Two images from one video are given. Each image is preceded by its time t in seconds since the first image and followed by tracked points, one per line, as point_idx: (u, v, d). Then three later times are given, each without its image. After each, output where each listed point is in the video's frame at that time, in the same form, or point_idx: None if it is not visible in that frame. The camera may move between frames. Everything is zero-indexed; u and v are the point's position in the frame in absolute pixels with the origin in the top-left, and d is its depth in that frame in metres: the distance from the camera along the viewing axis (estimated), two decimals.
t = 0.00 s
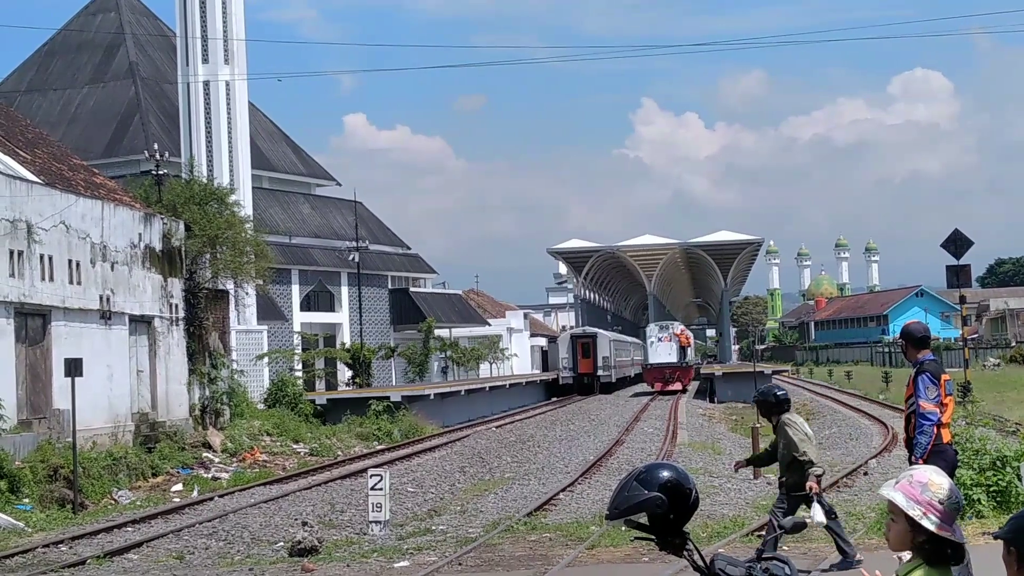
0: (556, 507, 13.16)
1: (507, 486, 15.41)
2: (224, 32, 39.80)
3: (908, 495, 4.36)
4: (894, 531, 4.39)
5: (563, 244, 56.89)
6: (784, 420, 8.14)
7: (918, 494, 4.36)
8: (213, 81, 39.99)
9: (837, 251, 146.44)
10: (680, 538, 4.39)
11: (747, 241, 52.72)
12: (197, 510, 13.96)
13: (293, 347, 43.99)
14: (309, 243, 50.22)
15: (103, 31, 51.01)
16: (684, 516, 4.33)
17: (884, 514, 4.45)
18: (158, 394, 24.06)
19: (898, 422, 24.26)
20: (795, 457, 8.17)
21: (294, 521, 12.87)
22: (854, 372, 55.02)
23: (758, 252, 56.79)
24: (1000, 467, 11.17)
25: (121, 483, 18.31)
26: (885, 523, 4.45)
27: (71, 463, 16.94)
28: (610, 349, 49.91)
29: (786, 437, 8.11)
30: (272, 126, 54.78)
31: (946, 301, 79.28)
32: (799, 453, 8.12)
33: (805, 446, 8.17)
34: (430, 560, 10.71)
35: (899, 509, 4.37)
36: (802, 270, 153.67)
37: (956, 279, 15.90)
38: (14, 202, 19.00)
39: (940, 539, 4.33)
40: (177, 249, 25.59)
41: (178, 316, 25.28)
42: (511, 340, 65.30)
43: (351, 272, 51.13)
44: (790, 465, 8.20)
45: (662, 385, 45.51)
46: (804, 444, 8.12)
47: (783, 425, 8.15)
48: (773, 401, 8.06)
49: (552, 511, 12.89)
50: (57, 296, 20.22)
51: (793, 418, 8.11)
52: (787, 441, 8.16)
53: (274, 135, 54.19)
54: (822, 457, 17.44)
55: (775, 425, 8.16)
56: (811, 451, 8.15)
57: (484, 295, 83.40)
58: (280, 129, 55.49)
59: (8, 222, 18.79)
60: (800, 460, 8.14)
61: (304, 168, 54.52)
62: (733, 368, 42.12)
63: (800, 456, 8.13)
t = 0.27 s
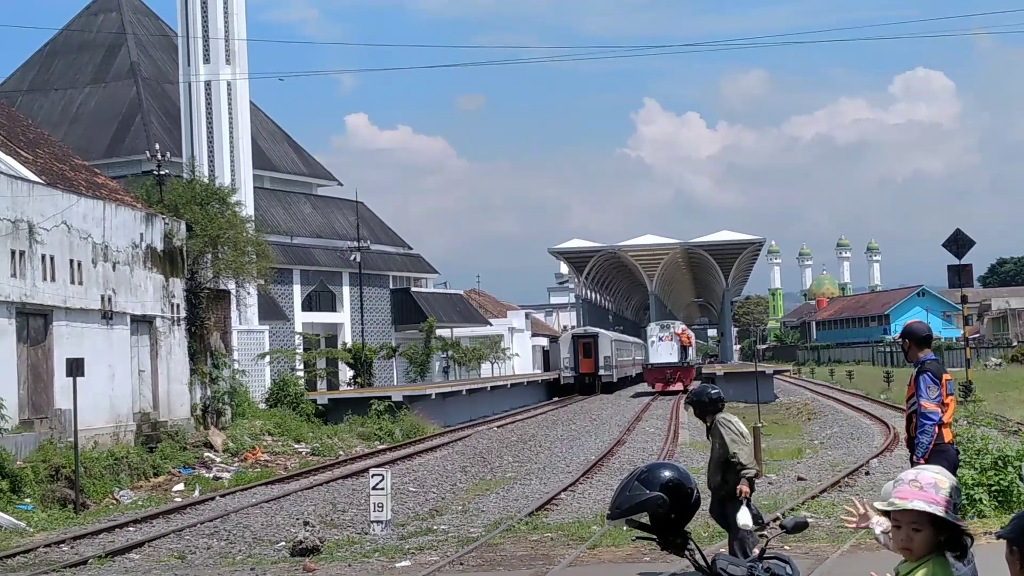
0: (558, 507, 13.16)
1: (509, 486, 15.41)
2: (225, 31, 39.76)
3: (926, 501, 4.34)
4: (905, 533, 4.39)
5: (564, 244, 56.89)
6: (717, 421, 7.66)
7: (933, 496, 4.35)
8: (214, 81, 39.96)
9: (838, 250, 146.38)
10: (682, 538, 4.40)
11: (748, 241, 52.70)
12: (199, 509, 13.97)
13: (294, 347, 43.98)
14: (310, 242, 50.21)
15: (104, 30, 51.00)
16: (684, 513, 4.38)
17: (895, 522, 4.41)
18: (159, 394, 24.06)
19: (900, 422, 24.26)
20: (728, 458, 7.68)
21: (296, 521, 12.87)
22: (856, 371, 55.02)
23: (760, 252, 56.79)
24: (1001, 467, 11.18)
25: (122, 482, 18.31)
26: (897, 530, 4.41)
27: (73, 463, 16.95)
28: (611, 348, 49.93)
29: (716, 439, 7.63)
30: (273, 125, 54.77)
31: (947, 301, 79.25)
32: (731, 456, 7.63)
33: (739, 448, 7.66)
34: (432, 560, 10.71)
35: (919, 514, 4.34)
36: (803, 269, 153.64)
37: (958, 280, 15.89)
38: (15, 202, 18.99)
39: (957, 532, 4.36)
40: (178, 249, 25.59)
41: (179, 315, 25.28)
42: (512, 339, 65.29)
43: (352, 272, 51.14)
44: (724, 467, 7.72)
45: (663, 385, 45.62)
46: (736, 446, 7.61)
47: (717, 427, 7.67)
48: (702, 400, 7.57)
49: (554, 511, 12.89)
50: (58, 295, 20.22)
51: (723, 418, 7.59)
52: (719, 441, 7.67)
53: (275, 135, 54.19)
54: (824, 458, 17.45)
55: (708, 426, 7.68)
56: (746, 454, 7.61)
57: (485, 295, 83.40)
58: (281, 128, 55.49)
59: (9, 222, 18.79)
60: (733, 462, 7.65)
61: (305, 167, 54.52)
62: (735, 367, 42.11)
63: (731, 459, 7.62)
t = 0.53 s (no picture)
0: (558, 504, 13.16)
1: (509, 483, 15.41)
2: (225, 29, 39.74)
3: (926, 497, 4.34)
4: (905, 531, 4.38)
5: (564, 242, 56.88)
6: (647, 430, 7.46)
7: (932, 493, 4.36)
8: (214, 78, 39.94)
9: (838, 249, 146.41)
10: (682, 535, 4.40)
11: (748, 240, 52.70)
12: (199, 506, 13.96)
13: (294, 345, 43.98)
14: (310, 240, 50.20)
15: (104, 28, 50.95)
16: (684, 512, 4.40)
17: (894, 521, 4.41)
18: (160, 391, 24.07)
19: (899, 419, 24.28)
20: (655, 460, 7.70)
21: (296, 518, 12.88)
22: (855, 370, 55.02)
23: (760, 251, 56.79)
24: (1000, 464, 11.19)
25: (122, 479, 18.29)
26: (897, 530, 4.41)
27: (73, 459, 16.93)
28: (611, 347, 49.95)
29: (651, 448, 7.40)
30: (273, 123, 54.75)
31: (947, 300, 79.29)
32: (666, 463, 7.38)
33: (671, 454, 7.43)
34: (431, 557, 10.71)
35: (920, 512, 4.34)
36: (803, 268, 153.66)
37: (958, 277, 15.89)
38: (15, 198, 18.98)
39: (953, 528, 4.39)
40: (178, 245, 25.59)
41: (179, 312, 25.29)
42: (512, 338, 65.27)
43: (352, 270, 51.14)
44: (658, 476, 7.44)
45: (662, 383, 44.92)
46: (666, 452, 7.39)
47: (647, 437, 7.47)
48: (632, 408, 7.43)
49: (553, 508, 12.89)
50: (58, 292, 20.21)
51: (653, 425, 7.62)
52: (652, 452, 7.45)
53: (275, 133, 54.18)
54: (823, 455, 17.46)
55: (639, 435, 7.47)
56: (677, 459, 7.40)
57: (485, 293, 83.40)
58: (282, 127, 55.50)
59: (9, 218, 18.79)
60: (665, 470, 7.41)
61: (306, 165, 54.51)
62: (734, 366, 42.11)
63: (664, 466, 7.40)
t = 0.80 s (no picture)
0: (558, 506, 13.16)
1: (509, 485, 15.41)
2: (225, 30, 39.75)
3: (925, 496, 4.34)
4: (904, 531, 4.34)
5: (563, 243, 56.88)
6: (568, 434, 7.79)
7: (931, 491, 4.37)
8: (214, 80, 39.96)
9: (838, 249, 146.44)
10: (682, 537, 4.40)
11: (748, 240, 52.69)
12: (199, 508, 13.96)
13: (294, 346, 43.96)
14: (310, 241, 50.19)
15: (103, 29, 50.96)
16: (685, 514, 4.36)
17: (894, 521, 4.37)
18: (159, 393, 24.06)
19: (900, 421, 24.27)
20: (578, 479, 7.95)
21: (296, 520, 12.87)
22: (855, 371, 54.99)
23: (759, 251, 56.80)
24: (1001, 466, 11.18)
25: (122, 481, 18.29)
26: (896, 530, 4.36)
27: (73, 461, 16.92)
28: (611, 347, 49.96)
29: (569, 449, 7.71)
30: (272, 125, 54.76)
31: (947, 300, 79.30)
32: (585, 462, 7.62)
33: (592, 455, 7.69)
34: (431, 559, 10.71)
35: (921, 511, 4.33)
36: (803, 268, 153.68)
37: (958, 278, 15.89)
38: (15, 200, 18.98)
39: (953, 529, 4.36)
40: (178, 247, 25.59)
41: (179, 314, 25.30)
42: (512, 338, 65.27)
43: (352, 271, 51.14)
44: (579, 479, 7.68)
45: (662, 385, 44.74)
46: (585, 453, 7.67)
47: (569, 443, 7.77)
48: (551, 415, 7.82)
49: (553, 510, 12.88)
50: (58, 295, 20.21)
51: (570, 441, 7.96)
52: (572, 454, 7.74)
53: (274, 134, 54.19)
54: (824, 456, 17.46)
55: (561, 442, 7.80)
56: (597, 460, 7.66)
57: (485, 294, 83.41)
58: (282, 128, 55.52)
59: (9, 220, 18.80)
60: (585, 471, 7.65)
61: (305, 166, 54.51)
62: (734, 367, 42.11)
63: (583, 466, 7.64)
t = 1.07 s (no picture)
0: (555, 505, 13.15)
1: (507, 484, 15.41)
2: (223, 30, 39.73)
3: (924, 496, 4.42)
4: (904, 529, 4.35)
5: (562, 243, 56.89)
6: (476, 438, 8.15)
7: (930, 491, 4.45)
8: (212, 79, 39.96)
9: (836, 250, 146.52)
10: (678, 535, 4.39)
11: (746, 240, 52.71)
12: (197, 508, 13.95)
13: (292, 346, 43.96)
14: (308, 242, 50.19)
15: (102, 29, 50.93)
16: (683, 512, 4.34)
17: (894, 520, 4.42)
18: (157, 392, 24.05)
19: (897, 420, 24.30)
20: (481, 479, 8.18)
21: (293, 519, 12.86)
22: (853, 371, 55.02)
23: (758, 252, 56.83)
24: (998, 465, 11.19)
25: (119, 480, 18.28)
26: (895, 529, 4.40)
27: (70, 460, 16.91)
28: (609, 347, 49.97)
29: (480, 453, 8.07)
30: (271, 125, 54.75)
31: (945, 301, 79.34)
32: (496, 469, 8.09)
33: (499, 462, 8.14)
34: (429, 558, 10.71)
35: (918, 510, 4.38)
36: (801, 268, 153.79)
37: (955, 277, 15.91)
38: (13, 199, 18.98)
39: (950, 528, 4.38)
40: (176, 247, 25.58)
41: (177, 313, 25.28)
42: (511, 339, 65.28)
43: (350, 271, 51.14)
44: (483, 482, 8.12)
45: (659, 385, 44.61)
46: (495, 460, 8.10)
47: (476, 447, 8.17)
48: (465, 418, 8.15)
49: (551, 509, 12.88)
50: (55, 294, 20.21)
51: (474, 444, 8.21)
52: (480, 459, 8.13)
53: (272, 134, 54.18)
54: (822, 455, 17.48)
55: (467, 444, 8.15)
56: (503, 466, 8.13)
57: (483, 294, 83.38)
58: (280, 128, 55.52)
59: (7, 219, 18.78)
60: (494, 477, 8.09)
61: (303, 166, 54.51)
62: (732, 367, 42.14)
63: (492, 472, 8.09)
